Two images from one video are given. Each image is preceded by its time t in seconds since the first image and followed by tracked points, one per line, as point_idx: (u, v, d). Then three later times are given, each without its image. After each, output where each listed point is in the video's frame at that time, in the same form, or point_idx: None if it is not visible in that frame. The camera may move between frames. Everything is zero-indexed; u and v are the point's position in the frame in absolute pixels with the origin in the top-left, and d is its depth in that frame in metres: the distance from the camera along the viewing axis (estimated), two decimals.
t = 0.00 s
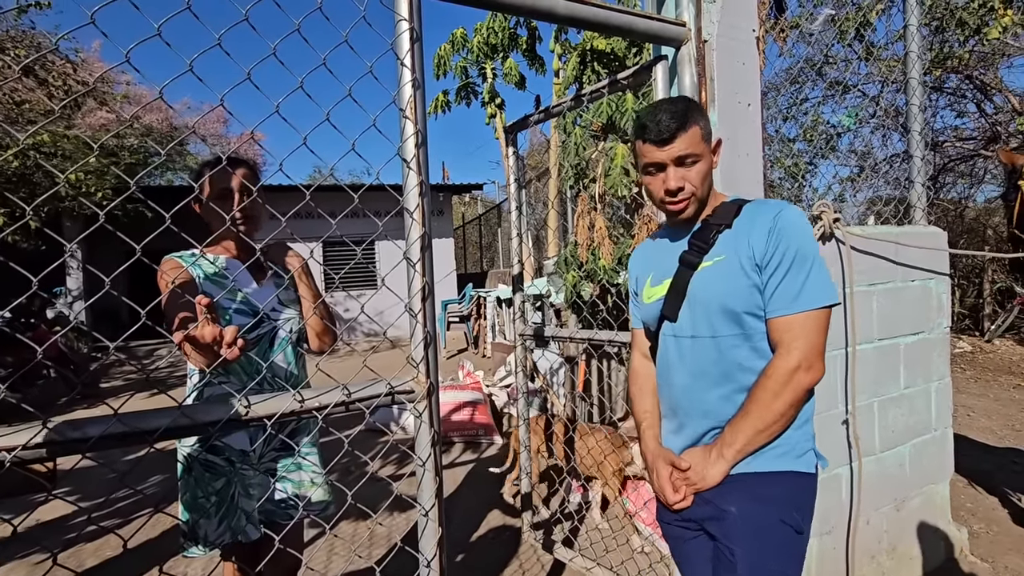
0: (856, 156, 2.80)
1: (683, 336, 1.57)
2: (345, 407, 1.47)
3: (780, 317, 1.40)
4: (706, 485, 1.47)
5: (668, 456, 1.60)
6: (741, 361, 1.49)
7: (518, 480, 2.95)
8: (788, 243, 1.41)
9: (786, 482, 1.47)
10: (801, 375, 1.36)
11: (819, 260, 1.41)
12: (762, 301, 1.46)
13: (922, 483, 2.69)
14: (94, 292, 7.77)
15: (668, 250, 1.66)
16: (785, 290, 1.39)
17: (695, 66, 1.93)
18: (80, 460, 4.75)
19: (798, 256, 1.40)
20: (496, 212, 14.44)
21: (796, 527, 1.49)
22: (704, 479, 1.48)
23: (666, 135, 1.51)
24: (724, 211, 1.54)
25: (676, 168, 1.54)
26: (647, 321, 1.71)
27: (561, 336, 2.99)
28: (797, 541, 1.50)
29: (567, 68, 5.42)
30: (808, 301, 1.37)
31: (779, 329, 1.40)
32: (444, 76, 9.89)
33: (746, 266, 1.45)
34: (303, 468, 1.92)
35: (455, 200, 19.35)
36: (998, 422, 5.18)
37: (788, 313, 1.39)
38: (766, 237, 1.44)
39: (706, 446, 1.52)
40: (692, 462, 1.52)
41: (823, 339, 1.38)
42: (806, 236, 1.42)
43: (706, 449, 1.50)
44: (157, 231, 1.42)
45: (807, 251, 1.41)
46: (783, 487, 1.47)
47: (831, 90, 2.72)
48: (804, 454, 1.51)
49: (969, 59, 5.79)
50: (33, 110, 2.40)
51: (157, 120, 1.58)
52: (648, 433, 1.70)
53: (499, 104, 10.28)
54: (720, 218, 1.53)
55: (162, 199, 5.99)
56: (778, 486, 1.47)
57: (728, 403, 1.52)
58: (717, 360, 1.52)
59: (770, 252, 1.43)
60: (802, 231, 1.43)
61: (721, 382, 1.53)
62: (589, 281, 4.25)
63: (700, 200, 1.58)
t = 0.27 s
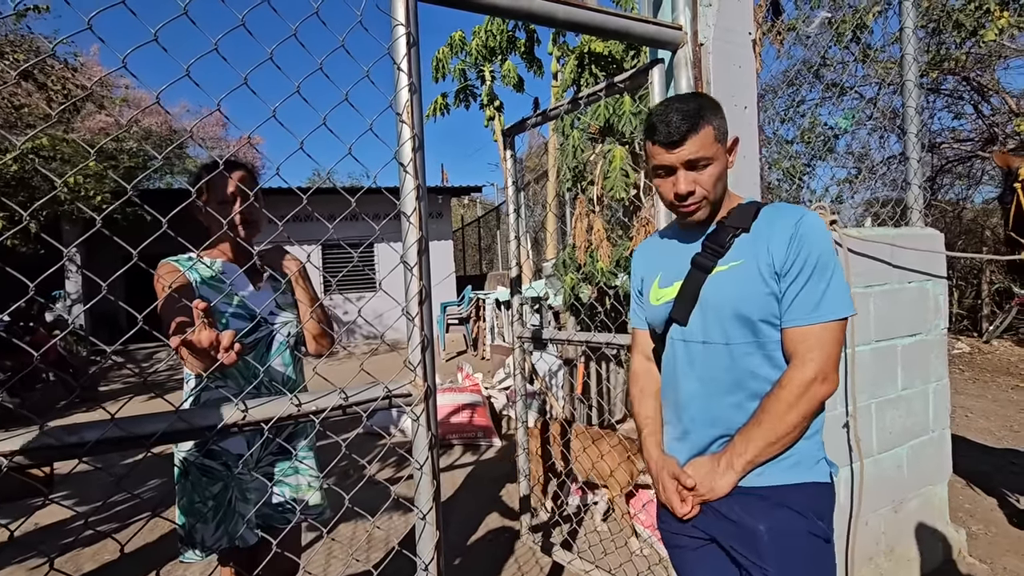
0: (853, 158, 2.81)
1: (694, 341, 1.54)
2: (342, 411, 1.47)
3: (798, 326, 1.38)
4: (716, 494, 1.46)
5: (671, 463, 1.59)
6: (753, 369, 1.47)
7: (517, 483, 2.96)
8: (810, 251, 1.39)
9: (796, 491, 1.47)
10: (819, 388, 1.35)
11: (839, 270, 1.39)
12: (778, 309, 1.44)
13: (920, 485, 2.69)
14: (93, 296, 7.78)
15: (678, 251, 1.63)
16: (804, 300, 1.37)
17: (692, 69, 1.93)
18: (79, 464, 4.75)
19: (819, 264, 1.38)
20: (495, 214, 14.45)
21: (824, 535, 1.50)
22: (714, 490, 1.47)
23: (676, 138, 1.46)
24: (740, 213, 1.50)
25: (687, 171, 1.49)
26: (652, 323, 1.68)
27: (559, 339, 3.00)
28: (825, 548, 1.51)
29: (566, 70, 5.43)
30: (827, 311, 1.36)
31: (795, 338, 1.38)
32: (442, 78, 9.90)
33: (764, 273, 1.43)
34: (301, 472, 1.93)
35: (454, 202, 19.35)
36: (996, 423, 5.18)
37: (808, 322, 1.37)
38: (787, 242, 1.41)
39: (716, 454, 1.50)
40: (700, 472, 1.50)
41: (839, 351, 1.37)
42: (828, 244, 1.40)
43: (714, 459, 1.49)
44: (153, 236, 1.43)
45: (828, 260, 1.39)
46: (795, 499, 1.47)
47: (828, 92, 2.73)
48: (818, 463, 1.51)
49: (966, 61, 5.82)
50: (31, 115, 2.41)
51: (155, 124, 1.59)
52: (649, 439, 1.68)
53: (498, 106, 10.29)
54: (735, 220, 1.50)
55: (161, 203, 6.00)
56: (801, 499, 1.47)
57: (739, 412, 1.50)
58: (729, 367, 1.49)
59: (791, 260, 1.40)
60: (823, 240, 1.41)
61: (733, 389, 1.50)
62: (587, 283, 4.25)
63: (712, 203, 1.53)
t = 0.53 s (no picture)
0: (847, 159, 2.85)
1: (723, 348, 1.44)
2: (339, 411, 1.47)
3: (841, 335, 1.29)
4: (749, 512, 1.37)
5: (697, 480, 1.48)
6: (788, 380, 1.38)
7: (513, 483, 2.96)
8: (853, 256, 1.31)
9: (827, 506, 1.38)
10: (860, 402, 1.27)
11: (880, 277, 1.32)
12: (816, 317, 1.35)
13: (914, 483, 2.71)
14: (88, 297, 7.77)
15: (704, 252, 1.54)
16: (848, 307, 1.29)
17: (685, 70, 1.96)
18: (75, 465, 4.75)
19: (862, 270, 1.31)
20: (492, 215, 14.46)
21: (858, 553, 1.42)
22: (748, 508, 1.37)
23: (700, 136, 1.39)
24: (774, 212, 1.42)
25: (713, 171, 1.41)
26: (671, 329, 1.58)
27: (555, 339, 3.01)
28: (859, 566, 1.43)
29: (562, 72, 5.45)
30: (871, 319, 1.28)
31: (834, 347, 1.30)
32: (438, 79, 9.92)
33: (804, 277, 1.34)
34: (297, 473, 1.93)
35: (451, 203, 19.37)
36: (989, 421, 5.22)
37: (852, 330, 1.29)
38: (828, 245, 1.33)
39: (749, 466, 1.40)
40: (733, 489, 1.39)
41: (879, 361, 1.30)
42: (870, 248, 1.33)
43: (745, 478, 1.38)
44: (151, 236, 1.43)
45: (870, 265, 1.32)
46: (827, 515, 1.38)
47: (823, 93, 2.75)
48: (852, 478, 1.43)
49: (959, 62, 5.86)
50: (27, 116, 2.41)
51: (152, 125, 1.59)
52: (665, 452, 1.56)
53: (494, 107, 10.30)
54: (768, 220, 1.41)
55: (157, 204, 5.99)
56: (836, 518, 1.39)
57: (771, 425, 1.41)
58: (762, 377, 1.40)
59: (833, 264, 1.32)
60: (865, 244, 1.33)
61: (765, 401, 1.41)
62: (583, 283, 4.27)
63: (742, 203, 1.45)
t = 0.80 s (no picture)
0: (834, 160, 2.90)
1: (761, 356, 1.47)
2: (330, 410, 1.49)
3: (888, 346, 1.31)
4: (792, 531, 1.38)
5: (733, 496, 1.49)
6: (830, 390, 1.40)
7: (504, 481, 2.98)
8: (902, 266, 1.32)
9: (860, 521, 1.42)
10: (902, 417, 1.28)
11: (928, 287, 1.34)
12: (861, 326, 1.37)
13: (899, 480, 2.75)
14: (77, 297, 7.72)
15: (737, 257, 1.55)
16: (896, 319, 1.31)
17: (674, 73, 1.98)
18: (64, 466, 4.72)
19: (912, 280, 1.32)
20: (484, 215, 14.47)
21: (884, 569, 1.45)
22: (793, 528, 1.38)
23: (742, 137, 1.41)
24: (814, 218, 1.44)
25: (756, 171, 1.43)
26: (702, 334, 1.59)
27: (547, 339, 3.02)
28: None
29: (553, 72, 5.47)
30: (920, 331, 1.29)
31: (883, 359, 1.31)
32: (431, 79, 9.91)
33: (850, 287, 1.36)
34: (287, 473, 1.95)
35: (443, 202, 19.38)
36: (975, 419, 5.29)
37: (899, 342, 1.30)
38: (876, 255, 1.34)
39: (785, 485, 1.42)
40: (778, 511, 1.39)
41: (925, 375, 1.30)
42: (918, 258, 1.34)
43: (794, 498, 1.38)
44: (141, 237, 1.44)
45: (919, 275, 1.33)
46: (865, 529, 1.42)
47: (811, 95, 2.79)
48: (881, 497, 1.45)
49: (946, 65, 5.93)
50: (14, 115, 2.40)
51: (141, 124, 1.60)
52: (695, 467, 1.57)
53: (487, 107, 10.32)
54: (810, 226, 1.43)
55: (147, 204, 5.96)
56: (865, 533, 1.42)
57: (809, 433, 1.44)
58: (802, 386, 1.42)
59: (881, 274, 1.33)
60: (914, 254, 1.34)
61: (805, 409, 1.43)
62: (574, 283, 4.29)
63: (783, 205, 1.47)
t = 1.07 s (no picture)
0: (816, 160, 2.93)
1: (774, 351, 1.49)
2: (313, 408, 1.50)
3: (907, 347, 1.35)
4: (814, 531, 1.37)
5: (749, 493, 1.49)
6: (843, 387, 1.44)
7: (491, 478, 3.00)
8: (926, 269, 1.35)
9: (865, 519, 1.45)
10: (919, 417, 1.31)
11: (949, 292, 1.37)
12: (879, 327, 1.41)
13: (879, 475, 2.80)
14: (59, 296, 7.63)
15: (752, 251, 1.58)
16: (917, 321, 1.34)
17: (656, 73, 1.99)
18: (46, 465, 4.68)
19: (935, 282, 1.35)
20: (474, 212, 14.46)
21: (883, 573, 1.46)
22: (812, 527, 1.38)
23: (762, 120, 1.46)
24: (836, 216, 1.47)
25: (777, 156, 1.47)
26: (713, 326, 1.62)
27: (533, 336, 3.04)
28: None
29: (541, 71, 5.48)
30: (943, 333, 1.32)
31: (906, 361, 1.34)
32: (419, 76, 9.89)
33: (870, 286, 1.39)
34: (271, 471, 1.94)
35: (432, 200, 19.35)
36: (955, 414, 5.38)
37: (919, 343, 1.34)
38: (899, 255, 1.38)
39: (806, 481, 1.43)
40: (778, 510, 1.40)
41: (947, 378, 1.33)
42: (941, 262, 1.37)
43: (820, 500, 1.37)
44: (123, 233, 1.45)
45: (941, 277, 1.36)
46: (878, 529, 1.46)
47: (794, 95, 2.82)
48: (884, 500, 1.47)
49: (927, 66, 6.01)
50: None
51: (122, 121, 1.59)
52: (698, 464, 1.61)
53: (475, 105, 10.31)
54: (831, 223, 1.47)
55: (131, 201, 5.90)
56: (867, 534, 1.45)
57: (820, 430, 1.47)
58: (816, 383, 1.45)
59: (903, 276, 1.36)
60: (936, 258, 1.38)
61: (814, 406, 1.47)
62: (562, 281, 4.30)
63: (803, 191, 1.50)
